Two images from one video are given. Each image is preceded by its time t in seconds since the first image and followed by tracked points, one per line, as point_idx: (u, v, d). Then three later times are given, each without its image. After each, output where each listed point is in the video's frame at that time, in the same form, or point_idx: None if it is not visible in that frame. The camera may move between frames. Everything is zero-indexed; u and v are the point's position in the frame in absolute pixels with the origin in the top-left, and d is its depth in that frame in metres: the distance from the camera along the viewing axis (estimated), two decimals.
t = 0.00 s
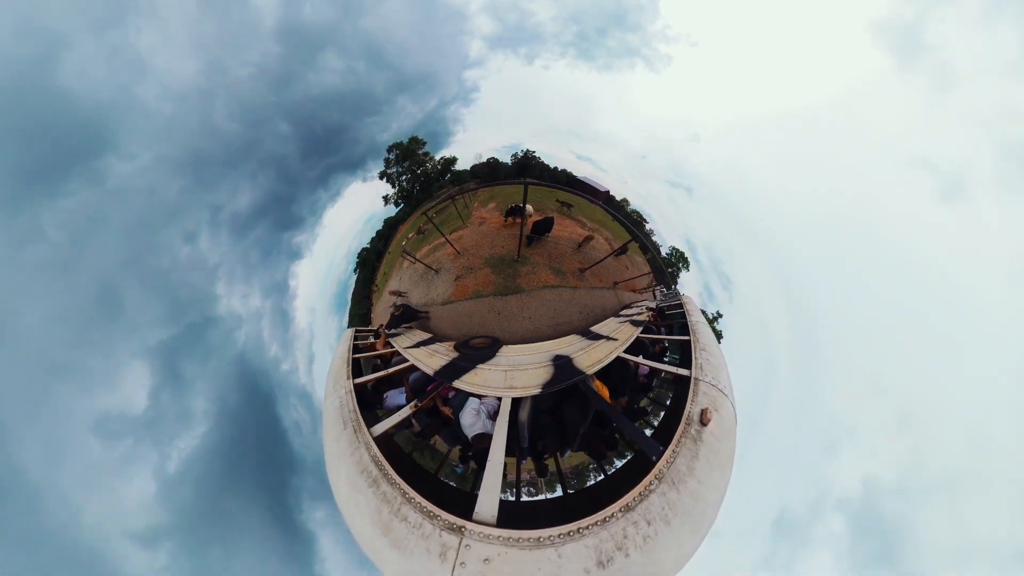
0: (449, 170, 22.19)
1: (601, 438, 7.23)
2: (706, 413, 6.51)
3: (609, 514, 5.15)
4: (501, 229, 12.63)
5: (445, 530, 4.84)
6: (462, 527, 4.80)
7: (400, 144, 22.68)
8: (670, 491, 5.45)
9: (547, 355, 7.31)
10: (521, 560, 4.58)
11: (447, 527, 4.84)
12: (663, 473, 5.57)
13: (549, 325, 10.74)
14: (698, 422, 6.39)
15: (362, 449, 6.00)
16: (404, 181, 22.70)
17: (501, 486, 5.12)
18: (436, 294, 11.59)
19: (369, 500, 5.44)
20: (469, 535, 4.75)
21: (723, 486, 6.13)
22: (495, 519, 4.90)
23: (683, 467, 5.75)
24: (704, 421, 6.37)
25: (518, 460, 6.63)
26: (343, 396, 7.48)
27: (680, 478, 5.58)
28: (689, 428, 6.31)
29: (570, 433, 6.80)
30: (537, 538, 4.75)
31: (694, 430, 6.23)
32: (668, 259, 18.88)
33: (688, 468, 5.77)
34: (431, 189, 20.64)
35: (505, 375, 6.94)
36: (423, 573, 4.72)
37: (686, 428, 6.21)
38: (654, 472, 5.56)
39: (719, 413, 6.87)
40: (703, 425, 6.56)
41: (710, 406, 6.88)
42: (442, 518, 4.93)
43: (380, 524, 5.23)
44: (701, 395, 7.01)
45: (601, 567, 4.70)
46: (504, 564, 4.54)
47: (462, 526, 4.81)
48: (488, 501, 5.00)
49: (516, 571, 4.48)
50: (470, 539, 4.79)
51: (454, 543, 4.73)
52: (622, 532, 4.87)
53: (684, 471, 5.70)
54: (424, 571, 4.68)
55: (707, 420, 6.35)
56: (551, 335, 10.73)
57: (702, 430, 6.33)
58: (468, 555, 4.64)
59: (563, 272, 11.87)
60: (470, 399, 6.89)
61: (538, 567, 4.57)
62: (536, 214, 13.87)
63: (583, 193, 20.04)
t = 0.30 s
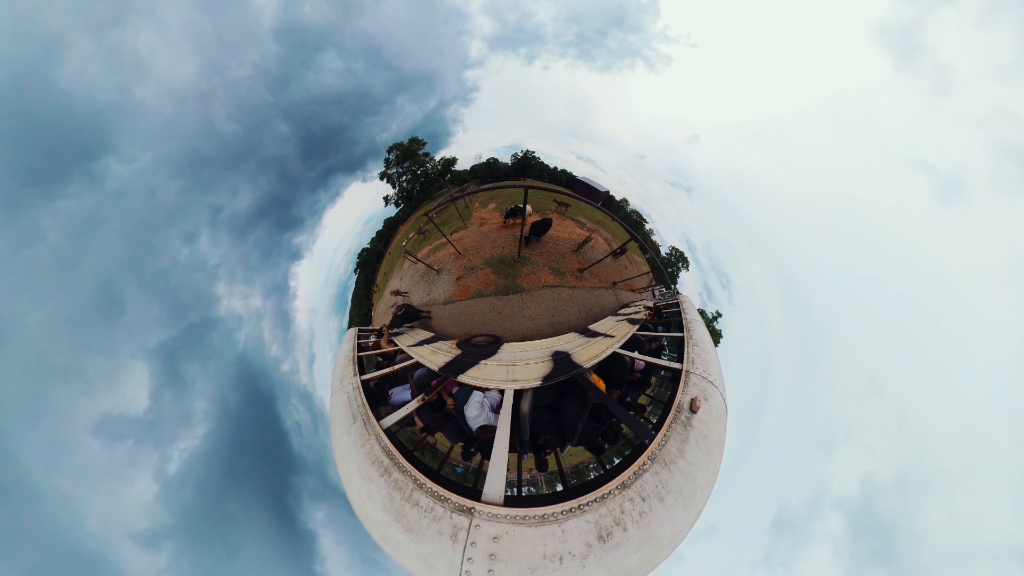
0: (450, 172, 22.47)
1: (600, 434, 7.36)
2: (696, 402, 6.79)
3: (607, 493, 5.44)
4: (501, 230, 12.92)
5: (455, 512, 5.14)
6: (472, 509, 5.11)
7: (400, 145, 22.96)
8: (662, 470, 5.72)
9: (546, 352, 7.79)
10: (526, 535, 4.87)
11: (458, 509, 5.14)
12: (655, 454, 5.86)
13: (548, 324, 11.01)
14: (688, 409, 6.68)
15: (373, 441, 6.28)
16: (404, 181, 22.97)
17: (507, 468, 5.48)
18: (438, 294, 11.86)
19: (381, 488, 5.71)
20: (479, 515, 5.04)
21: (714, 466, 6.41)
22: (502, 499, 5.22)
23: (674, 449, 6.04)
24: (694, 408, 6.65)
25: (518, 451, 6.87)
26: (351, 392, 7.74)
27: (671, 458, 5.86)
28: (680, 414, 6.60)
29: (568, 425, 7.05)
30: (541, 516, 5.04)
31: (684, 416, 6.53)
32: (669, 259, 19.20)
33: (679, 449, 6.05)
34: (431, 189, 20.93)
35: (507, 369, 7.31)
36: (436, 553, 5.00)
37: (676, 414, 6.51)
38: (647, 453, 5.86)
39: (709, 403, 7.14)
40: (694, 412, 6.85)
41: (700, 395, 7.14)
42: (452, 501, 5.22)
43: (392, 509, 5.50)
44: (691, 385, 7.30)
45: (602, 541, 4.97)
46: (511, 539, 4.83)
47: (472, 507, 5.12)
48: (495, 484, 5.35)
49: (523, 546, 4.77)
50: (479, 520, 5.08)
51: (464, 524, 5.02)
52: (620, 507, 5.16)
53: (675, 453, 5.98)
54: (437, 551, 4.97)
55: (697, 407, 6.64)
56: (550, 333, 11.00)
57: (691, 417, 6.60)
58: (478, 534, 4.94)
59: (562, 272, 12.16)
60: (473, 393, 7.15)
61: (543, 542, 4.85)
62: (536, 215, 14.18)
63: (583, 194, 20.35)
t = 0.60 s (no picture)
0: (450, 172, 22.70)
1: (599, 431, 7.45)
2: (688, 392, 7.10)
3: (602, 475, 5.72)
4: (501, 231, 13.20)
5: (460, 494, 5.44)
6: (476, 491, 5.40)
7: (400, 145, 23.20)
8: (654, 454, 6.01)
9: (545, 348, 8.14)
10: (528, 515, 5.15)
11: (463, 491, 5.43)
12: (648, 439, 6.16)
13: (547, 322, 11.28)
14: (679, 399, 7.00)
15: (381, 431, 6.56)
16: (403, 182, 23.20)
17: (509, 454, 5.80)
18: (439, 294, 12.13)
19: (390, 474, 5.99)
20: (483, 497, 5.33)
21: (704, 452, 6.71)
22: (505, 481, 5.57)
23: (666, 434, 6.34)
24: (685, 398, 6.96)
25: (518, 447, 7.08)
26: (358, 387, 8.02)
27: (663, 442, 6.15)
28: (671, 403, 6.91)
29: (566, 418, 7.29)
30: (541, 496, 5.32)
31: (675, 405, 6.84)
32: (668, 259, 19.48)
33: (670, 436, 6.35)
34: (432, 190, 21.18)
35: (508, 364, 7.65)
36: (443, 533, 5.29)
37: (668, 403, 6.82)
38: (639, 438, 6.15)
39: (700, 394, 7.45)
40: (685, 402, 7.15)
41: (691, 386, 7.46)
42: (457, 484, 5.51)
43: (400, 494, 5.78)
44: (683, 377, 7.63)
45: (598, 519, 5.25)
46: (514, 518, 5.11)
47: (477, 490, 5.40)
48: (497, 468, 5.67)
49: (526, 525, 5.06)
50: (483, 501, 5.38)
51: (470, 505, 5.32)
52: (615, 488, 5.45)
53: (667, 438, 6.28)
54: (444, 531, 5.26)
55: (688, 397, 6.94)
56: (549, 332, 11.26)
57: (682, 406, 6.92)
58: (483, 514, 5.23)
59: (561, 272, 12.43)
60: (475, 387, 7.40)
61: (543, 521, 5.13)
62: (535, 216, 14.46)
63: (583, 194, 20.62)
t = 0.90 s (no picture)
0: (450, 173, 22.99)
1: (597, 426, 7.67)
2: (677, 383, 7.41)
3: (594, 458, 6.04)
4: (500, 231, 13.49)
5: (461, 473, 5.76)
6: (476, 470, 5.73)
7: (400, 146, 23.46)
8: (644, 441, 6.31)
9: (544, 344, 8.45)
10: (523, 493, 5.48)
11: (463, 471, 5.77)
12: (638, 426, 6.47)
13: (546, 320, 11.56)
14: (670, 390, 7.30)
15: (386, 417, 6.88)
16: (404, 183, 23.46)
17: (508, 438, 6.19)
18: (440, 294, 12.40)
19: (394, 456, 6.30)
20: (482, 476, 5.67)
21: (693, 440, 7.02)
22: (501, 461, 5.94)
23: (655, 422, 6.64)
24: (674, 389, 7.26)
25: (518, 440, 7.26)
26: (364, 379, 8.33)
27: (652, 429, 6.46)
28: (661, 394, 7.21)
29: (563, 409, 7.60)
30: (535, 476, 5.63)
31: (665, 395, 7.14)
32: (668, 258, 19.78)
33: (659, 424, 6.65)
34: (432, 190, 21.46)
35: (508, 358, 7.97)
36: (444, 510, 5.64)
37: (658, 393, 7.13)
38: (630, 425, 6.45)
39: (690, 385, 7.77)
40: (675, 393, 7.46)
41: (682, 378, 7.77)
42: (458, 464, 5.84)
43: (404, 474, 6.10)
44: (674, 369, 7.93)
45: (589, 500, 5.56)
46: (509, 496, 5.45)
47: (477, 469, 5.74)
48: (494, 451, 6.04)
49: (520, 502, 5.40)
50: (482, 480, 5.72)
51: (469, 484, 5.65)
52: (605, 470, 5.75)
53: (656, 426, 6.58)
54: (445, 507, 5.60)
55: (678, 388, 7.24)
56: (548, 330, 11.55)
57: (672, 396, 7.22)
58: (481, 492, 5.57)
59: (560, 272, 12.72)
60: (476, 379, 7.68)
61: (537, 499, 5.45)
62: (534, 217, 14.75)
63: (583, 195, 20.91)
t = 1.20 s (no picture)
0: (450, 173, 23.21)
1: (595, 421, 7.89)
2: (670, 376, 7.68)
3: (591, 446, 6.32)
4: (500, 232, 13.74)
5: (464, 460, 6.03)
6: (478, 456, 6.01)
7: (400, 147, 23.70)
8: (638, 429, 6.59)
9: (542, 340, 8.70)
10: (522, 478, 5.75)
11: (466, 457, 6.03)
12: (632, 415, 6.74)
13: (546, 319, 11.79)
14: (663, 382, 7.57)
15: (392, 409, 7.13)
16: (404, 184, 23.70)
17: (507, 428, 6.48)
18: (441, 293, 12.64)
19: (400, 444, 6.56)
20: (484, 461, 5.94)
21: (686, 431, 7.29)
22: (502, 448, 6.23)
23: (649, 412, 6.92)
24: (667, 381, 7.53)
25: (518, 437, 7.36)
26: (369, 374, 8.58)
27: (646, 418, 6.73)
28: (655, 386, 7.47)
29: (562, 404, 7.84)
30: (534, 461, 5.91)
31: (659, 387, 7.40)
32: (668, 258, 20.00)
33: (653, 413, 6.93)
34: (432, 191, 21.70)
35: (508, 354, 8.23)
36: (447, 495, 5.89)
37: (652, 385, 7.39)
38: (625, 414, 6.73)
39: (683, 378, 8.04)
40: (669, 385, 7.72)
41: (675, 372, 8.04)
42: (461, 451, 6.10)
43: (409, 462, 6.35)
44: (668, 363, 8.20)
45: (586, 484, 5.84)
46: (510, 480, 5.73)
47: (479, 455, 6.01)
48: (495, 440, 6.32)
49: (520, 486, 5.67)
50: (484, 466, 5.98)
51: (472, 469, 5.92)
52: (601, 455, 6.02)
53: (649, 415, 6.86)
54: (449, 492, 5.87)
55: (671, 380, 7.51)
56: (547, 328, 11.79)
57: (665, 388, 7.48)
58: (483, 477, 5.84)
59: (559, 272, 12.96)
60: (477, 374, 7.96)
61: (536, 483, 5.73)
62: (534, 218, 14.99)
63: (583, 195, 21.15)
